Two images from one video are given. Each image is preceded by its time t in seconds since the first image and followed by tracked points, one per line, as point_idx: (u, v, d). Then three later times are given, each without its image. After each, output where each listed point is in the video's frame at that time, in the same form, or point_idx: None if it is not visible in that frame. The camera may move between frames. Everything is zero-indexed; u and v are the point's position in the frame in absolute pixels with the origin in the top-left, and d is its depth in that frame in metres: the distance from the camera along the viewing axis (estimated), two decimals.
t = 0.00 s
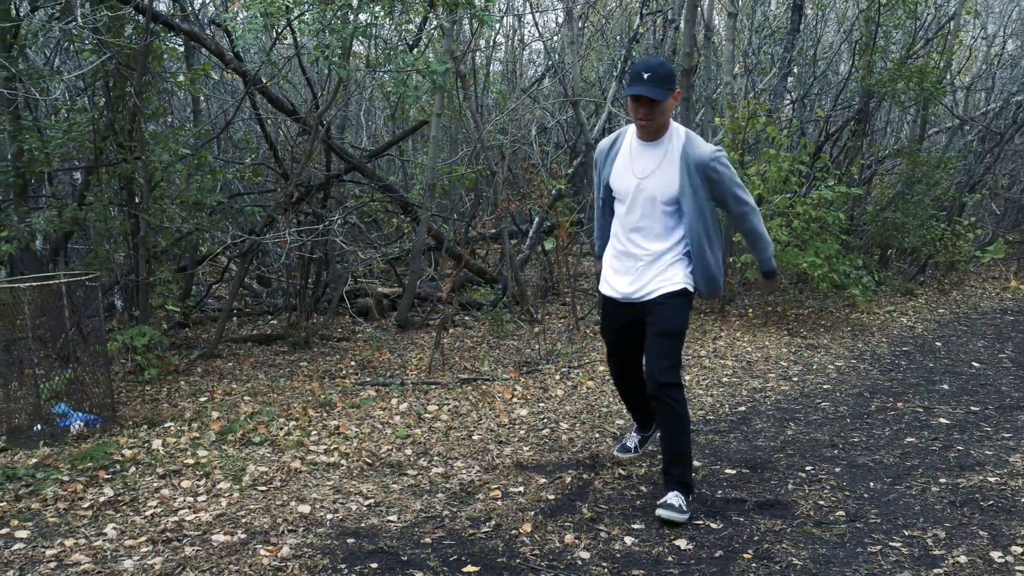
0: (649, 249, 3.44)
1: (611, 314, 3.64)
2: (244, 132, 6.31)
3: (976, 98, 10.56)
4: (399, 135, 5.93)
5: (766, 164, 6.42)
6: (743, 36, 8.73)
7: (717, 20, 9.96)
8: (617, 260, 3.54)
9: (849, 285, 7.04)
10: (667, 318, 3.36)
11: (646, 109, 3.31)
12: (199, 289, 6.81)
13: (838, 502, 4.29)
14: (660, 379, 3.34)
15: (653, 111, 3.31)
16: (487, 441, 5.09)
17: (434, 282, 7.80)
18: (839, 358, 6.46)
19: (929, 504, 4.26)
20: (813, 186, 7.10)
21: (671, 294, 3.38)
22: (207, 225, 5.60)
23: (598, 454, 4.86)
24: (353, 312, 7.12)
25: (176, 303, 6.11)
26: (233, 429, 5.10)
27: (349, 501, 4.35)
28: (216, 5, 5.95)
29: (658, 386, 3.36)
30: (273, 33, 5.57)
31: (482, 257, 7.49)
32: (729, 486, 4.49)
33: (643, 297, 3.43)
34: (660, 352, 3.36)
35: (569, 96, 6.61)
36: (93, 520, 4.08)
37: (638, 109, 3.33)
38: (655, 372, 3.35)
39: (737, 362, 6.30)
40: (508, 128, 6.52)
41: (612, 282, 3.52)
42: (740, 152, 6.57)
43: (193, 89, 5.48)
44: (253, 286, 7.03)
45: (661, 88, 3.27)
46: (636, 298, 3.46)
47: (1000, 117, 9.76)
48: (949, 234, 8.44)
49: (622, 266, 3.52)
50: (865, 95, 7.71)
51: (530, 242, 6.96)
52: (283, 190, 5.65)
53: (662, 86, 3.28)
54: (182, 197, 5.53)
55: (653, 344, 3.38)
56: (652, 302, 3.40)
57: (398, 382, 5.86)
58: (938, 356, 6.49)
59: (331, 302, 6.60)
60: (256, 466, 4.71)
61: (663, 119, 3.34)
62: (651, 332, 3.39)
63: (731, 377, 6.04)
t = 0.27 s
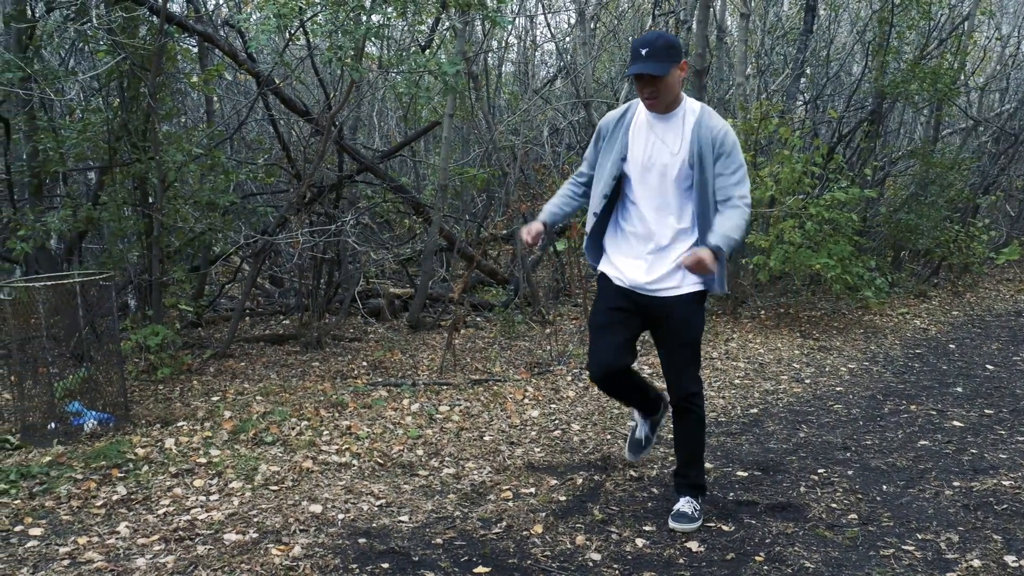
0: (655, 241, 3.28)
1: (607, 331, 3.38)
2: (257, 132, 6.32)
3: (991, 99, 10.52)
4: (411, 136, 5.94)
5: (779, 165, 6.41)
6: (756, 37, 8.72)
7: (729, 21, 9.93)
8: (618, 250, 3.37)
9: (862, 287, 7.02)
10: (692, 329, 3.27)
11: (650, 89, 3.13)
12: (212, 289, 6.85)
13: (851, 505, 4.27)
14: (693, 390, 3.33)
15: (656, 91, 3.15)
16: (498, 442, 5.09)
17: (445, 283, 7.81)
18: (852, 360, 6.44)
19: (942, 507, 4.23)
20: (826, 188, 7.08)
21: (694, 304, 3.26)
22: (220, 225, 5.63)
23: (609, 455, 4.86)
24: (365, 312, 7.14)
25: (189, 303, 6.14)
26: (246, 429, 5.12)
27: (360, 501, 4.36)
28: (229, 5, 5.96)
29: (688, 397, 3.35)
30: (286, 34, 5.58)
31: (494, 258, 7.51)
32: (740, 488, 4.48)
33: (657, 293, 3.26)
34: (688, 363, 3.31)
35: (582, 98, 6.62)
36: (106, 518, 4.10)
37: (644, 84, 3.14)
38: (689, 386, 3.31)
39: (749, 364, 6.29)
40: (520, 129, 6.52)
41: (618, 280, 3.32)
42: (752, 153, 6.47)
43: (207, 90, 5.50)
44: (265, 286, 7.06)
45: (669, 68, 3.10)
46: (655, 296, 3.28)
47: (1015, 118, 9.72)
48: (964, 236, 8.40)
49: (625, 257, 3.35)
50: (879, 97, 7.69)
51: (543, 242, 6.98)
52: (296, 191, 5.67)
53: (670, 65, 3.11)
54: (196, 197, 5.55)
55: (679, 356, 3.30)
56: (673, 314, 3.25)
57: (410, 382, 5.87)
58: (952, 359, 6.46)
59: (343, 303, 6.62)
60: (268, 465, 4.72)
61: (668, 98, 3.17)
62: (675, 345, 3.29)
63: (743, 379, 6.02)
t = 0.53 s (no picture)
0: (647, 262, 3.00)
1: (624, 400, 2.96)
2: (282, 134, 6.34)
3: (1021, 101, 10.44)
4: (435, 138, 5.97)
5: (804, 168, 6.39)
6: (780, 38, 8.72)
7: (752, 23, 9.89)
8: (611, 276, 3.10)
9: (888, 291, 6.96)
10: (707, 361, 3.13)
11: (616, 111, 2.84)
12: (237, 290, 6.91)
13: (876, 510, 4.23)
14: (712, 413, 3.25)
15: (620, 113, 2.90)
16: (521, 444, 5.09)
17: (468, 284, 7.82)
18: (878, 364, 6.39)
19: (970, 513, 4.19)
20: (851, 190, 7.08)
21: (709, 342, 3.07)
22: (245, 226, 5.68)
23: (633, 458, 4.84)
24: (389, 314, 7.18)
25: (214, 304, 6.19)
26: (270, 429, 5.15)
27: (384, 502, 4.38)
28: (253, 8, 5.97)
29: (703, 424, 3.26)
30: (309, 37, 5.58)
31: (517, 260, 7.53)
32: (764, 492, 4.45)
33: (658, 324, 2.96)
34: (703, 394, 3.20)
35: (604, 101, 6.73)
36: (132, 517, 4.13)
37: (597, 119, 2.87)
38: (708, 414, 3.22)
39: (773, 367, 6.26)
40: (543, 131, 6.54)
41: (617, 320, 2.99)
42: (776, 154, 6.41)
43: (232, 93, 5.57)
44: (289, 287, 7.11)
45: (628, 86, 2.84)
46: (662, 330, 2.97)
47: None
48: (991, 239, 8.32)
49: (617, 286, 3.06)
50: (904, 98, 7.65)
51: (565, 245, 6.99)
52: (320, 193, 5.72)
53: (629, 83, 2.85)
54: (221, 199, 5.60)
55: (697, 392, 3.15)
56: (693, 358, 3.03)
57: (433, 384, 5.88)
58: (980, 364, 6.39)
59: (367, 304, 6.66)
60: (292, 466, 4.74)
61: (633, 118, 2.90)
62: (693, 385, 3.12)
63: (768, 382, 5.99)
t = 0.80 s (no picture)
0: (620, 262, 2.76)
1: (611, 415, 2.77)
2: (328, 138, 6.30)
3: None
4: (479, 140, 6.00)
5: (852, 170, 6.32)
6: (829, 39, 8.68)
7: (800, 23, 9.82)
8: (587, 279, 2.86)
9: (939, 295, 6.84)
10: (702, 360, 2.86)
11: (565, 104, 2.61)
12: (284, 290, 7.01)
13: (926, 518, 4.14)
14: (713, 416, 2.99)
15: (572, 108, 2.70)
16: (564, 446, 5.08)
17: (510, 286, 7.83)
18: (928, 370, 6.28)
19: None
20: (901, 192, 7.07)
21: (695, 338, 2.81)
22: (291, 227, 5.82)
23: (677, 462, 4.81)
24: (433, 315, 7.24)
25: (262, 304, 6.28)
26: (316, 428, 5.20)
27: (428, 502, 4.40)
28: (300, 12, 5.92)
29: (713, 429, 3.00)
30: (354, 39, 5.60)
31: (561, 262, 7.55)
32: (811, 498, 4.39)
33: (637, 329, 2.71)
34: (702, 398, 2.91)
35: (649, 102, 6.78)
36: (180, 513, 4.21)
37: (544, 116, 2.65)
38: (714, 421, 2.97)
39: (820, 372, 6.19)
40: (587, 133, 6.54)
41: (596, 327, 2.77)
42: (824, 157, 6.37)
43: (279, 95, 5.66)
44: (335, 287, 7.20)
45: (571, 77, 2.65)
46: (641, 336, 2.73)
47: None
48: None
49: (596, 290, 2.82)
50: (956, 99, 7.54)
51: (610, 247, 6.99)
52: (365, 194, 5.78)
53: (572, 74, 2.66)
54: (268, 200, 5.67)
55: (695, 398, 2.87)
56: (681, 357, 2.77)
57: (477, 385, 5.90)
58: None
59: (411, 305, 6.72)
60: (337, 465, 4.79)
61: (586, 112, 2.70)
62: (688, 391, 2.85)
63: (814, 387, 5.91)
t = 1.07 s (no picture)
0: (593, 260, 2.46)
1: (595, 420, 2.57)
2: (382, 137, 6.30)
3: None
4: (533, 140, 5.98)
5: (912, 171, 6.20)
6: (888, 37, 8.62)
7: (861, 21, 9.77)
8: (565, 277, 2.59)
9: (1003, 299, 6.66)
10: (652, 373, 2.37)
11: (565, 95, 2.31)
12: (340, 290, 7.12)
13: (989, 528, 4.00)
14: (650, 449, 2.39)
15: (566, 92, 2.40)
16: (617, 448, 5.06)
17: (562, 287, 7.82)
18: (991, 376, 6.12)
19: None
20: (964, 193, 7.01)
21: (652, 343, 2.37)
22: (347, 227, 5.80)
23: (732, 466, 4.75)
24: (486, 315, 7.30)
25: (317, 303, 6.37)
26: (370, 426, 5.25)
27: (479, 502, 4.42)
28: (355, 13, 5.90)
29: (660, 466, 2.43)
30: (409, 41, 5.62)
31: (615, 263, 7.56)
32: (868, 505, 4.29)
33: (601, 333, 2.42)
34: (648, 421, 2.41)
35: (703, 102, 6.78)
36: (238, 508, 4.28)
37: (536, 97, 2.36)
38: (657, 456, 2.41)
39: (878, 376, 6.08)
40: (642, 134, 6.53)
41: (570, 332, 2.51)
42: (884, 157, 6.32)
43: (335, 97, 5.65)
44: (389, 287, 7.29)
45: (571, 58, 2.34)
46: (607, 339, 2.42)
47: None
48: None
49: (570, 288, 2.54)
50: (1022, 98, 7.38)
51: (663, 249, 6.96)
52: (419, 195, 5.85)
53: (572, 54, 2.35)
54: (324, 200, 5.72)
55: (631, 418, 2.39)
56: (625, 360, 2.37)
57: (529, 386, 5.91)
58: None
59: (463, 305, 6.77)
60: (390, 463, 4.82)
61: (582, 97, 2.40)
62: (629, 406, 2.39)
63: (872, 392, 5.80)
